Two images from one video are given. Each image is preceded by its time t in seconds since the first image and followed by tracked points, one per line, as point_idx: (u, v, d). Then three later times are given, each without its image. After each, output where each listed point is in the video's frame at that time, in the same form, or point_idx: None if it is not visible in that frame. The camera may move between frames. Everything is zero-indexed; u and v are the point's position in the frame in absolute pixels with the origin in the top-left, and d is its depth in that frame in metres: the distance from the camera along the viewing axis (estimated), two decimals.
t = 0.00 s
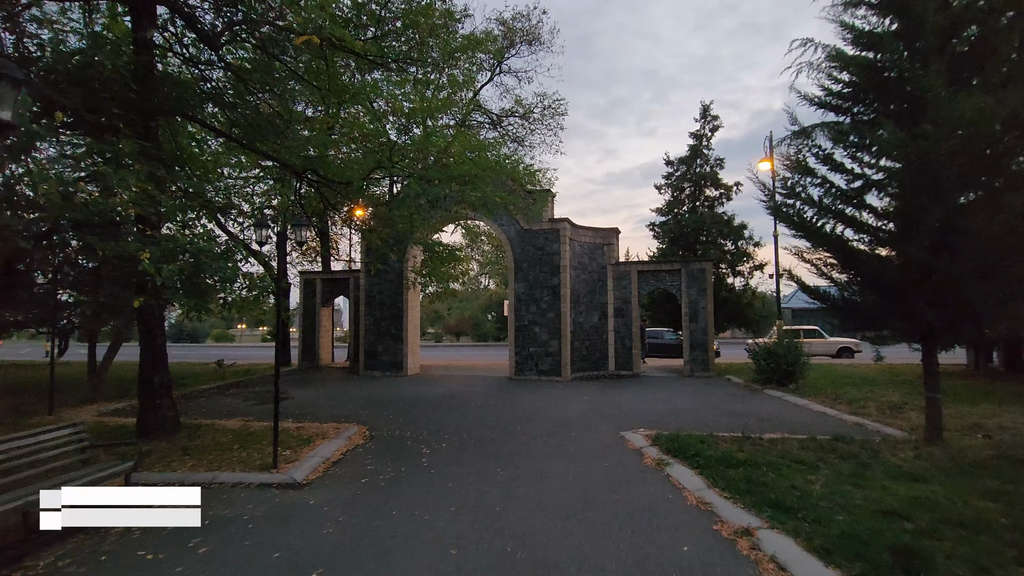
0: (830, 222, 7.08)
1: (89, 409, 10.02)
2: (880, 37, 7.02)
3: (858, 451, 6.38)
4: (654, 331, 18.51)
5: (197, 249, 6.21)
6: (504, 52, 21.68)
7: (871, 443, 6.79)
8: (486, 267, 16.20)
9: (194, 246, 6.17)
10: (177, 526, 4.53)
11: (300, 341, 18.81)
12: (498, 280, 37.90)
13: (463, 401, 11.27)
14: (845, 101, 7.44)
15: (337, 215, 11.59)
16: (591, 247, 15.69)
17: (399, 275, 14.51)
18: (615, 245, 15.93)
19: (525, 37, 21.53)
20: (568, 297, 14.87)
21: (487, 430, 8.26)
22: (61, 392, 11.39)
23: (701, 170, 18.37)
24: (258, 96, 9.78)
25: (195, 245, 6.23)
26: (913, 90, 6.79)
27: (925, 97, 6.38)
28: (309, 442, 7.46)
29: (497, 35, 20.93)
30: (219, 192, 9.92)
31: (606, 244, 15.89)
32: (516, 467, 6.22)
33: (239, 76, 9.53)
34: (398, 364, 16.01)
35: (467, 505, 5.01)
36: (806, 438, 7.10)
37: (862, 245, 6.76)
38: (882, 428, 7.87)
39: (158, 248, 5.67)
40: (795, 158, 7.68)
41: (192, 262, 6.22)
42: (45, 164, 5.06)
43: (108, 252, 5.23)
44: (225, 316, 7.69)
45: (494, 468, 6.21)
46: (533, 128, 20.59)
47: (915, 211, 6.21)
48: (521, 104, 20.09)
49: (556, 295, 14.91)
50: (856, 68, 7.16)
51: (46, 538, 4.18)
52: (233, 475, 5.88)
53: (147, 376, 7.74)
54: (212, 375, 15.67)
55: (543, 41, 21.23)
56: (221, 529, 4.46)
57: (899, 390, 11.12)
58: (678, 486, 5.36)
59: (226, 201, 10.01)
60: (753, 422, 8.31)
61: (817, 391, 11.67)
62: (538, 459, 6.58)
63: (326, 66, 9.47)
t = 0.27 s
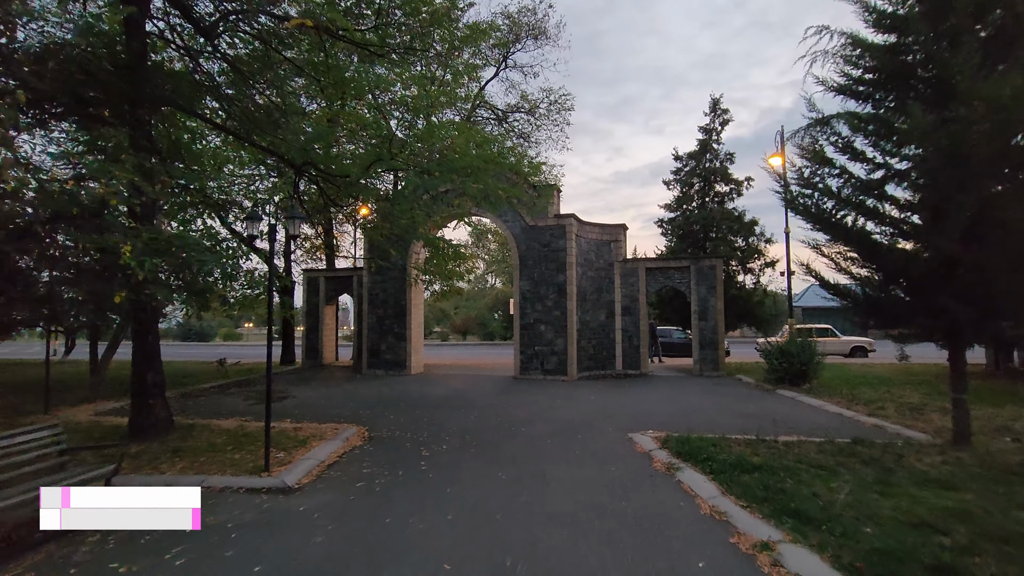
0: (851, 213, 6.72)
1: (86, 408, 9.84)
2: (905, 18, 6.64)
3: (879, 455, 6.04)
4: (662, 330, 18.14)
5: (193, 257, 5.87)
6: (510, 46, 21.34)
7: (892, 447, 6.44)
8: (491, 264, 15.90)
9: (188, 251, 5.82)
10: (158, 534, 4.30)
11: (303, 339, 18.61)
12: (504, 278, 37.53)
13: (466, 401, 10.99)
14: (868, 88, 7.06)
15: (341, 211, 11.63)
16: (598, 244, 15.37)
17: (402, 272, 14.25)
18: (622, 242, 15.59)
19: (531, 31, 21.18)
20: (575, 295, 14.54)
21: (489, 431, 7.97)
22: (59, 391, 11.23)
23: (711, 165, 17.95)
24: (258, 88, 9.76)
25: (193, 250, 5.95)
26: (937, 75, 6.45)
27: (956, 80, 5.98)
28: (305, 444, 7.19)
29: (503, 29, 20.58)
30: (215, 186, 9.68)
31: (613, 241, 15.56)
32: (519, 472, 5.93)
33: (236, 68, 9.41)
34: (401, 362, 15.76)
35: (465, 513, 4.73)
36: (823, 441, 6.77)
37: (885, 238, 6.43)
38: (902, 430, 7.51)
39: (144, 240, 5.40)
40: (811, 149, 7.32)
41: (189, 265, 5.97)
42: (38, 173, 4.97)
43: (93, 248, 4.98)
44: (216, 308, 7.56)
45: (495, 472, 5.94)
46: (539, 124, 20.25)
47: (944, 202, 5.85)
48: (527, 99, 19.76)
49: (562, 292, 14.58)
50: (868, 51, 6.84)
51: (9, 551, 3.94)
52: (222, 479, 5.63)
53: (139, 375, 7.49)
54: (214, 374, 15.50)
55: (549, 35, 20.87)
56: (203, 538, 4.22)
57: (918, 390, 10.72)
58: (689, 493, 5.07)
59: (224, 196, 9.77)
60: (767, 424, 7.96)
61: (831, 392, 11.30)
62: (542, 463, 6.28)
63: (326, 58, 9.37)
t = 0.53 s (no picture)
0: (873, 211, 6.37)
1: (84, 412, 9.67)
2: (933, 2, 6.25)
3: (907, 466, 5.69)
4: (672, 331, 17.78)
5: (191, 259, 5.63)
6: (516, 43, 21.00)
7: (919, 457, 6.09)
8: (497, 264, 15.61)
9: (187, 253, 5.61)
10: (140, 552, 4.06)
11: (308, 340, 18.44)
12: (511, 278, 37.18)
13: (471, 405, 10.72)
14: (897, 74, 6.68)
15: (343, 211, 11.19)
16: (606, 243, 15.04)
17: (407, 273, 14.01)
18: (631, 241, 15.25)
19: (538, 27, 20.83)
20: (582, 295, 14.22)
21: (494, 438, 7.68)
22: (59, 393, 11.08)
23: (722, 162, 17.55)
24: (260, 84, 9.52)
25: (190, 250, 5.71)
26: (968, 63, 6.07)
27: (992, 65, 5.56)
28: (303, 450, 6.95)
29: (509, 26, 20.28)
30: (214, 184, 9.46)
31: (622, 240, 15.23)
32: (524, 483, 5.64)
33: (236, 64, 9.15)
34: (406, 364, 15.52)
35: (465, 530, 4.46)
36: (845, 451, 6.41)
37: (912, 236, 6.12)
38: (928, 438, 7.14)
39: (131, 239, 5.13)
40: (831, 142, 6.95)
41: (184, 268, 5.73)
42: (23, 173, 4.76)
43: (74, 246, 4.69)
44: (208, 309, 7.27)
45: (499, 483, 5.66)
46: (546, 121, 19.95)
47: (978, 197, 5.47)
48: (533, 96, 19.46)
49: (569, 293, 14.26)
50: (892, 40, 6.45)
51: None
52: (213, 490, 5.38)
53: (133, 378, 7.27)
54: (217, 375, 15.35)
55: (556, 31, 20.53)
56: (187, 556, 3.98)
57: (941, 395, 10.31)
58: (705, 509, 4.75)
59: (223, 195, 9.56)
60: (785, 432, 7.61)
61: (849, 395, 10.92)
62: (549, 474, 5.97)
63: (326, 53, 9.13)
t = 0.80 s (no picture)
0: (903, 199, 6.00)
1: (84, 409, 9.49)
2: None
3: (941, 471, 5.36)
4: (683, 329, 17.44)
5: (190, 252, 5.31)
6: (523, 37, 20.68)
7: (953, 461, 5.75)
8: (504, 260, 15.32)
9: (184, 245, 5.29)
10: (126, 558, 3.82)
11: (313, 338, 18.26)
12: (518, 277, 36.84)
13: (478, 404, 10.44)
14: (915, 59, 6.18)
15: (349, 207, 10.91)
16: (616, 239, 14.72)
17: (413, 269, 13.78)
18: (642, 236, 14.92)
19: (545, 22, 20.50)
20: (592, 292, 13.91)
21: (502, 438, 7.40)
22: (61, 391, 10.92)
23: (735, 157, 17.15)
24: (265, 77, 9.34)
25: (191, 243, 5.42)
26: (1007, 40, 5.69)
27: None
28: (304, 451, 6.69)
29: (517, 20, 19.96)
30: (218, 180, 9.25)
31: (632, 235, 14.90)
32: (534, 487, 5.36)
33: (237, 54, 8.92)
34: (412, 362, 15.28)
35: (472, 536, 4.18)
36: (873, 454, 6.08)
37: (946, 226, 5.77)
38: (959, 441, 6.79)
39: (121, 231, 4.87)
40: (857, 127, 6.60)
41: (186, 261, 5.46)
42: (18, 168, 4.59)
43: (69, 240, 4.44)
44: (209, 301, 7.19)
45: (507, 487, 5.38)
46: (554, 116, 19.63)
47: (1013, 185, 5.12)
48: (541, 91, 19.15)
49: (578, 289, 13.94)
50: (919, 16, 6.07)
51: None
52: (208, 492, 5.14)
53: (131, 376, 7.05)
54: (222, 373, 15.18)
55: (565, 25, 20.19)
56: (176, 563, 3.73)
57: (966, 396, 9.92)
58: (728, 515, 4.45)
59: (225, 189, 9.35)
60: (806, 433, 7.28)
61: (869, 395, 10.55)
62: (560, 478, 5.67)
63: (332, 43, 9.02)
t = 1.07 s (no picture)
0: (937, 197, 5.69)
1: (81, 412, 9.27)
2: None
3: (982, 483, 5.01)
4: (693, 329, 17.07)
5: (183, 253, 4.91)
6: (530, 33, 20.37)
7: (993, 471, 5.40)
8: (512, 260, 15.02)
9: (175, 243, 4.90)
10: None
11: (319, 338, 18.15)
12: (525, 276, 36.48)
13: (485, 407, 10.14)
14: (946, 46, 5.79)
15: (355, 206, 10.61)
16: (626, 237, 14.38)
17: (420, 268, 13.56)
18: (652, 234, 14.57)
19: (553, 17, 20.18)
20: (602, 291, 13.58)
21: (510, 444, 7.09)
22: (60, 393, 10.72)
23: (747, 153, 16.76)
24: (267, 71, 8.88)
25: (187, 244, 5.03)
26: None
27: None
28: (304, 457, 6.40)
29: (523, 15, 19.64)
30: (219, 179, 9.05)
31: (642, 233, 14.55)
32: (545, 499, 5.04)
33: (237, 47, 8.62)
34: (418, 363, 15.01)
35: (480, 556, 3.88)
36: (905, 463, 5.73)
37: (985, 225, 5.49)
38: (995, 449, 6.42)
39: (105, 227, 4.57)
40: (884, 119, 6.24)
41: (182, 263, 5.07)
42: None
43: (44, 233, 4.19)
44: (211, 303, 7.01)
45: (517, 499, 5.07)
46: (561, 113, 19.31)
47: None
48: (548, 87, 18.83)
49: (588, 289, 13.61)
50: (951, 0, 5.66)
51: None
52: (201, 504, 4.86)
53: (126, 378, 6.79)
54: (225, 374, 14.97)
55: (572, 20, 19.85)
56: None
57: (993, 400, 9.53)
58: (756, 533, 4.11)
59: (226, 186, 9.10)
60: (831, 440, 6.92)
61: (891, 399, 10.16)
62: (573, 489, 5.34)
63: (332, 35, 8.50)
